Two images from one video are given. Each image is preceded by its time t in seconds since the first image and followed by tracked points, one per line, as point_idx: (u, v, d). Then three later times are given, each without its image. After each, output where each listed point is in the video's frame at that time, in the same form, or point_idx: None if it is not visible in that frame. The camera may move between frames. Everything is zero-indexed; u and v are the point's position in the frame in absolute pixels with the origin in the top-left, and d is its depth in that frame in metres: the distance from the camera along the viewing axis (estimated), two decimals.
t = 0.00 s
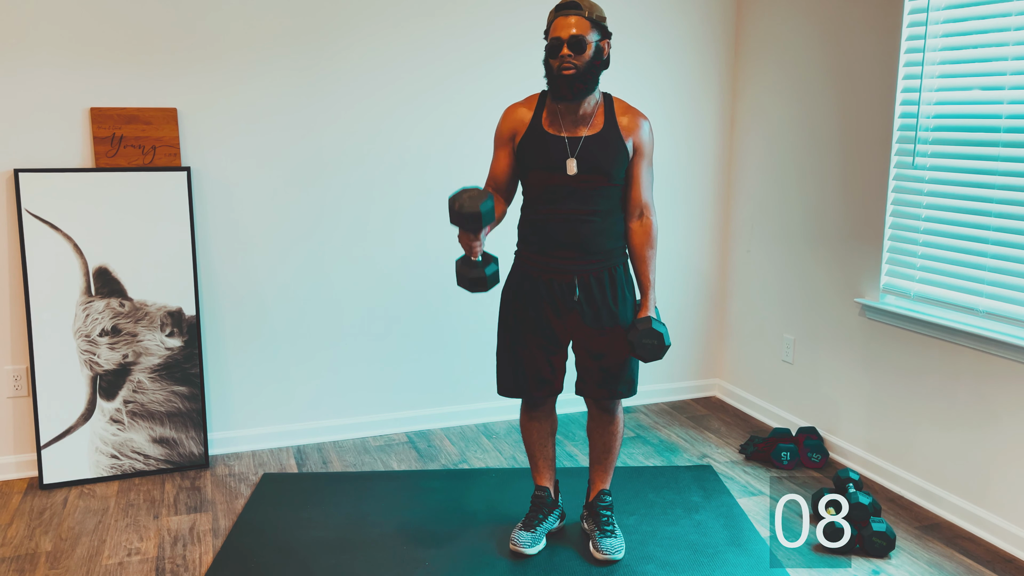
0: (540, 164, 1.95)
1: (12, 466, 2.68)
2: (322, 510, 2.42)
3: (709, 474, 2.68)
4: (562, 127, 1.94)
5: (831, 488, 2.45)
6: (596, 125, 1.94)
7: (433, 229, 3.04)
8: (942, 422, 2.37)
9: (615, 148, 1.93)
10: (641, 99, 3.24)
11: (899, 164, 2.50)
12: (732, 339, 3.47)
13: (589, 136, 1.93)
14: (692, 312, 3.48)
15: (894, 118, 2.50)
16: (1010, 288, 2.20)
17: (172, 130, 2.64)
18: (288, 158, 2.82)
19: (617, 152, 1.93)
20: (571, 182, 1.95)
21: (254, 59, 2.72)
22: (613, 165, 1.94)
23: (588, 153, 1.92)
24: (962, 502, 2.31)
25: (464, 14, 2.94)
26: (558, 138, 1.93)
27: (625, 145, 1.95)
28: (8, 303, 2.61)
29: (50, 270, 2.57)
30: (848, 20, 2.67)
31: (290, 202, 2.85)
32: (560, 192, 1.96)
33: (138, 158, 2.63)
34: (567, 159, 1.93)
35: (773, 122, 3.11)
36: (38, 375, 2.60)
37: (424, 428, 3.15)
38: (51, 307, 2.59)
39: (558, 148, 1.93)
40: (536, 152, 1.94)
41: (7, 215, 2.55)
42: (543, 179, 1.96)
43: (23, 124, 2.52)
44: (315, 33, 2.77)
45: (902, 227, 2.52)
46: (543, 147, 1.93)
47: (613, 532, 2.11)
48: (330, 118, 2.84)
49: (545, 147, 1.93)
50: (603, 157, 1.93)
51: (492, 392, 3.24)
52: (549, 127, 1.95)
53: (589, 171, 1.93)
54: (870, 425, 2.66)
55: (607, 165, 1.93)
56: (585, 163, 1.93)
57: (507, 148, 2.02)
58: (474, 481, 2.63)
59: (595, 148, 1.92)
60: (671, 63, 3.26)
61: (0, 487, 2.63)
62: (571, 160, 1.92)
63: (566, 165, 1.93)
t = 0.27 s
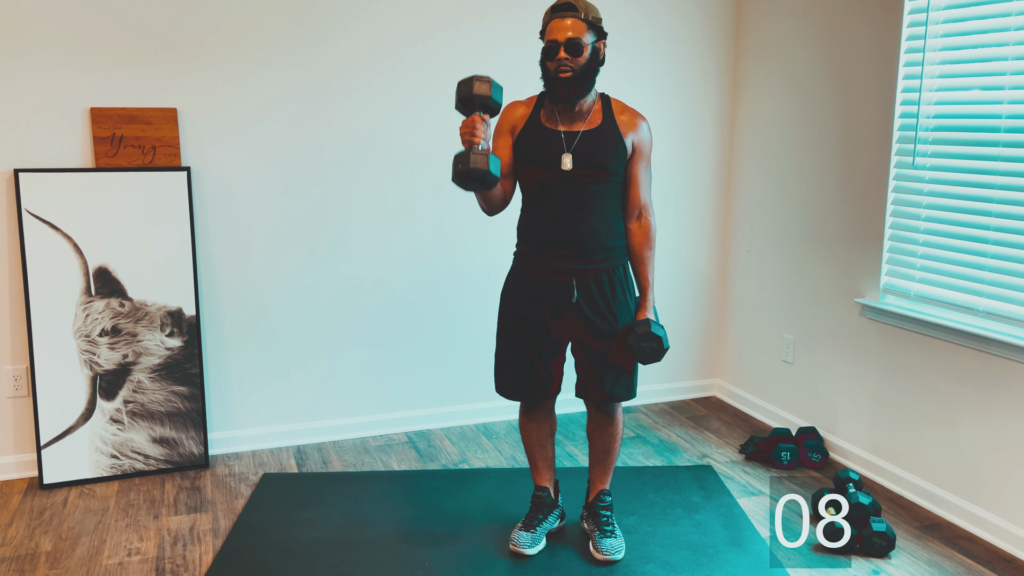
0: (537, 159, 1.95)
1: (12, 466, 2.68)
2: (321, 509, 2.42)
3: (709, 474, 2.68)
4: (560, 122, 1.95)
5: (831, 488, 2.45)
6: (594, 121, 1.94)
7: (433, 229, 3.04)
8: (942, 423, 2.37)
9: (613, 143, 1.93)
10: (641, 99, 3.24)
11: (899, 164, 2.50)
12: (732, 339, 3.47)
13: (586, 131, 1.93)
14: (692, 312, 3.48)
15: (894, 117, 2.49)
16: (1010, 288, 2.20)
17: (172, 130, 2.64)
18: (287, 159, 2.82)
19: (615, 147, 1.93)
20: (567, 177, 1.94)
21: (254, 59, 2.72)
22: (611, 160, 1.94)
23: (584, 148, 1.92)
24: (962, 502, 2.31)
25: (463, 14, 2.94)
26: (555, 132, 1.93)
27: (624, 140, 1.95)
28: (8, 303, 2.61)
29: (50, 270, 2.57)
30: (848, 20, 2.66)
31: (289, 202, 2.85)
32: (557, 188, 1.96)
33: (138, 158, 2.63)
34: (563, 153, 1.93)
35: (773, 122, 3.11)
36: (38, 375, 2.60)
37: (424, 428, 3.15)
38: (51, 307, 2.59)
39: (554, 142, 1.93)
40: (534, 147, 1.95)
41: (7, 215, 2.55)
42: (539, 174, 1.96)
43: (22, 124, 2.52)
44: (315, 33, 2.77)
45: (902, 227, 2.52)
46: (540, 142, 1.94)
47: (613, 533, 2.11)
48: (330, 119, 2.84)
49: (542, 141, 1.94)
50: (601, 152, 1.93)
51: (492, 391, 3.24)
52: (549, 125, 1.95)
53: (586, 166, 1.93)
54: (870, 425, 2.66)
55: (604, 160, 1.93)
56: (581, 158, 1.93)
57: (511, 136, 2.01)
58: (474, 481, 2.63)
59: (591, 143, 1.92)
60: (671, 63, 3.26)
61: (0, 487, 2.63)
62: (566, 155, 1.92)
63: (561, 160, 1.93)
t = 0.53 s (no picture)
0: (535, 160, 1.95)
1: (12, 466, 2.68)
2: (322, 509, 2.42)
3: (709, 474, 2.68)
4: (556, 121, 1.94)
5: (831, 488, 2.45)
6: (593, 120, 1.94)
7: (433, 228, 3.04)
8: (942, 423, 2.38)
9: (611, 142, 1.93)
10: (641, 99, 3.24)
11: (899, 164, 2.50)
12: (732, 339, 3.47)
13: (584, 131, 1.93)
14: (692, 312, 3.48)
15: (894, 118, 2.50)
16: (1010, 288, 2.20)
17: (172, 130, 2.64)
18: (288, 158, 2.82)
19: (613, 146, 1.93)
20: (566, 178, 1.95)
21: (254, 59, 2.72)
22: (609, 159, 1.94)
23: (583, 149, 1.92)
24: (961, 502, 2.31)
25: (463, 14, 2.94)
26: (553, 132, 1.93)
27: (623, 138, 1.95)
28: (8, 303, 2.61)
29: (50, 270, 2.57)
30: (848, 20, 2.67)
31: (290, 202, 2.85)
32: (556, 189, 1.96)
33: (138, 158, 2.62)
34: (562, 155, 1.92)
35: (773, 122, 3.11)
36: (38, 375, 2.60)
37: (424, 428, 3.15)
38: (51, 307, 2.59)
39: (552, 144, 1.93)
40: (532, 148, 1.94)
41: (7, 215, 2.55)
42: (537, 174, 1.96)
43: (23, 124, 2.52)
44: (315, 33, 2.77)
45: (902, 227, 2.52)
46: (538, 143, 1.94)
47: (613, 533, 2.11)
48: (330, 119, 2.84)
49: (540, 142, 1.93)
50: (599, 151, 1.93)
51: (492, 391, 3.24)
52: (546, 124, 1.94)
53: (585, 166, 1.93)
54: (870, 425, 2.66)
55: (602, 160, 1.93)
56: (580, 159, 1.93)
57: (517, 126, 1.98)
58: (474, 481, 2.63)
59: (590, 143, 1.92)
60: (671, 63, 3.26)
61: None
62: (565, 157, 1.92)
63: (561, 162, 1.93)
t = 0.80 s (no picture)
0: (536, 161, 1.95)
1: (12, 466, 2.68)
2: (322, 509, 2.42)
3: (709, 474, 2.68)
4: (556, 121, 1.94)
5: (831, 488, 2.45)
6: (594, 120, 1.94)
7: (432, 228, 3.04)
8: (942, 423, 2.37)
9: (612, 142, 1.93)
10: (641, 99, 3.24)
11: (899, 164, 2.50)
12: (732, 339, 3.47)
13: (585, 132, 1.93)
14: (692, 312, 3.48)
15: (894, 118, 2.50)
16: (1010, 288, 2.20)
17: (172, 130, 2.64)
18: (288, 158, 2.82)
19: (615, 146, 1.93)
20: (567, 180, 1.95)
21: (254, 59, 2.72)
22: (610, 159, 1.94)
23: (584, 150, 1.92)
24: (962, 502, 2.31)
25: (463, 14, 2.94)
26: (554, 133, 1.93)
27: (625, 138, 1.96)
28: (8, 303, 2.61)
29: (50, 270, 2.57)
30: (848, 19, 2.67)
31: (290, 202, 2.85)
32: (558, 190, 1.96)
33: (138, 158, 2.63)
34: (564, 157, 1.92)
35: (773, 122, 3.11)
36: (38, 375, 2.60)
37: (424, 428, 3.15)
38: (52, 307, 2.59)
39: (554, 145, 1.93)
40: (533, 149, 1.94)
41: (7, 215, 2.55)
42: (538, 175, 1.96)
43: (23, 124, 2.52)
44: (315, 33, 2.77)
45: (902, 227, 2.52)
46: (539, 144, 1.94)
47: (613, 533, 2.11)
48: (330, 119, 2.84)
49: (541, 143, 1.93)
50: (600, 152, 1.93)
51: (492, 391, 3.24)
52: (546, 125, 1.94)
53: (586, 167, 1.93)
54: (870, 425, 2.66)
55: (604, 161, 1.93)
56: (582, 161, 1.93)
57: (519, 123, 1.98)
58: (474, 481, 2.63)
59: (591, 144, 1.92)
60: (671, 63, 3.26)
61: None
62: (567, 158, 1.92)
63: (562, 163, 1.93)
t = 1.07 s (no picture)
0: (537, 162, 1.95)
1: (12, 466, 2.68)
2: (322, 509, 2.42)
3: (709, 474, 2.68)
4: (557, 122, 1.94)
5: (831, 488, 2.45)
6: (595, 122, 1.94)
7: (432, 228, 3.04)
8: (942, 422, 2.38)
9: (614, 143, 1.93)
10: (641, 99, 3.24)
11: (899, 164, 2.50)
12: (732, 339, 3.47)
13: (586, 133, 1.93)
14: (692, 312, 3.48)
15: (894, 118, 2.50)
16: (1010, 288, 2.20)
17: (172, 130, 2.64)
18: (288, 158, 2.82)
19: (616, 147, 1.93)
20: (569, 181, 1.95)
21: (254, 59, 2.72)
22: (612, 161, 1.93)
23: (585, 151, 1.92)
24: (961, 502, 2.31)
25: (463, 13, 2.93)
26: (555, 133, 1.93)
27: (626, 139, 1.95)
28: (8, 303, 2.61)
29: (51, 269, 2.57)
30: (848, 19, 2.67)
31: (290, 202, 2.85)
32: (559, 191, 1.96)
33: (138, 158, 2.62)
34: (565, 158, 1.93)
35: (773, 121, 3.11)
36: (38, 375, 2.60)
37: (424, 428, 3.15)
38: (51, 307, 2.59)
39: (555, 146, 1.93)
40: (534, 149, 1.94)
41: (7, 215, 2.55)
42: (539, 176, 1.96)
43: (23, 124, 2.52)
44: (315, 33, 2.77)
45: (902, 227, 2.52)
46: (540, 144, 1.94)
47: (613, 533, 2.11)
48: (329, 119, 2.84)
49: (542, 143, 1.93)
50: (602, 153, 1.92)
51: (492, 391, 3.24)
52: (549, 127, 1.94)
53: (587, 168, 1.93)
54: (870, 425, 2.66)
55: (605, 162, 1.93)
56: (583, 162, 1.93)
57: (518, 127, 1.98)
58: (474, 481, 2.63)
59: (592, 145, 1.92)
60: (671, 62, 3.26)
61: None
62: (568, 159, 1.92)
63: (564, 164, 1.93)
